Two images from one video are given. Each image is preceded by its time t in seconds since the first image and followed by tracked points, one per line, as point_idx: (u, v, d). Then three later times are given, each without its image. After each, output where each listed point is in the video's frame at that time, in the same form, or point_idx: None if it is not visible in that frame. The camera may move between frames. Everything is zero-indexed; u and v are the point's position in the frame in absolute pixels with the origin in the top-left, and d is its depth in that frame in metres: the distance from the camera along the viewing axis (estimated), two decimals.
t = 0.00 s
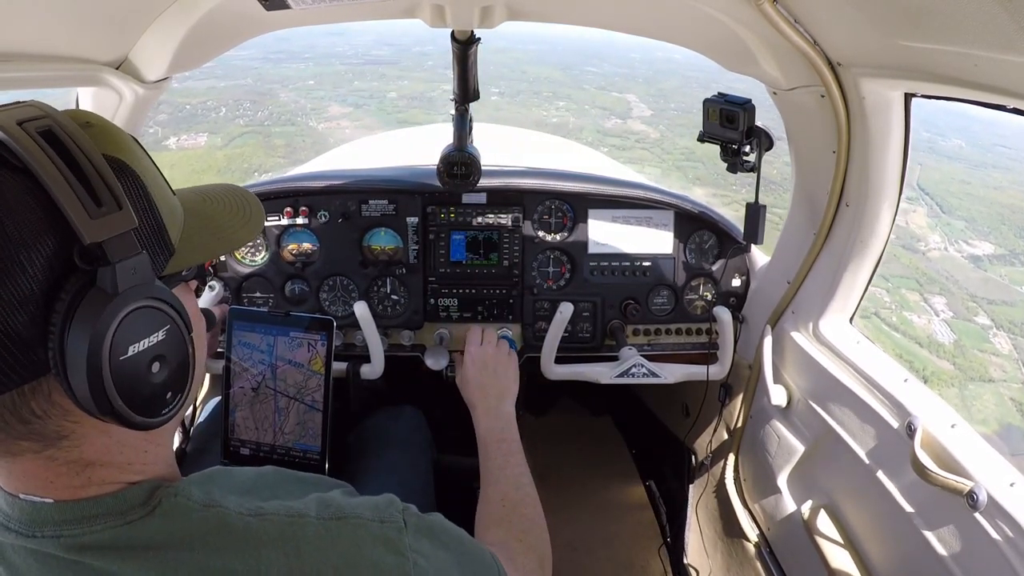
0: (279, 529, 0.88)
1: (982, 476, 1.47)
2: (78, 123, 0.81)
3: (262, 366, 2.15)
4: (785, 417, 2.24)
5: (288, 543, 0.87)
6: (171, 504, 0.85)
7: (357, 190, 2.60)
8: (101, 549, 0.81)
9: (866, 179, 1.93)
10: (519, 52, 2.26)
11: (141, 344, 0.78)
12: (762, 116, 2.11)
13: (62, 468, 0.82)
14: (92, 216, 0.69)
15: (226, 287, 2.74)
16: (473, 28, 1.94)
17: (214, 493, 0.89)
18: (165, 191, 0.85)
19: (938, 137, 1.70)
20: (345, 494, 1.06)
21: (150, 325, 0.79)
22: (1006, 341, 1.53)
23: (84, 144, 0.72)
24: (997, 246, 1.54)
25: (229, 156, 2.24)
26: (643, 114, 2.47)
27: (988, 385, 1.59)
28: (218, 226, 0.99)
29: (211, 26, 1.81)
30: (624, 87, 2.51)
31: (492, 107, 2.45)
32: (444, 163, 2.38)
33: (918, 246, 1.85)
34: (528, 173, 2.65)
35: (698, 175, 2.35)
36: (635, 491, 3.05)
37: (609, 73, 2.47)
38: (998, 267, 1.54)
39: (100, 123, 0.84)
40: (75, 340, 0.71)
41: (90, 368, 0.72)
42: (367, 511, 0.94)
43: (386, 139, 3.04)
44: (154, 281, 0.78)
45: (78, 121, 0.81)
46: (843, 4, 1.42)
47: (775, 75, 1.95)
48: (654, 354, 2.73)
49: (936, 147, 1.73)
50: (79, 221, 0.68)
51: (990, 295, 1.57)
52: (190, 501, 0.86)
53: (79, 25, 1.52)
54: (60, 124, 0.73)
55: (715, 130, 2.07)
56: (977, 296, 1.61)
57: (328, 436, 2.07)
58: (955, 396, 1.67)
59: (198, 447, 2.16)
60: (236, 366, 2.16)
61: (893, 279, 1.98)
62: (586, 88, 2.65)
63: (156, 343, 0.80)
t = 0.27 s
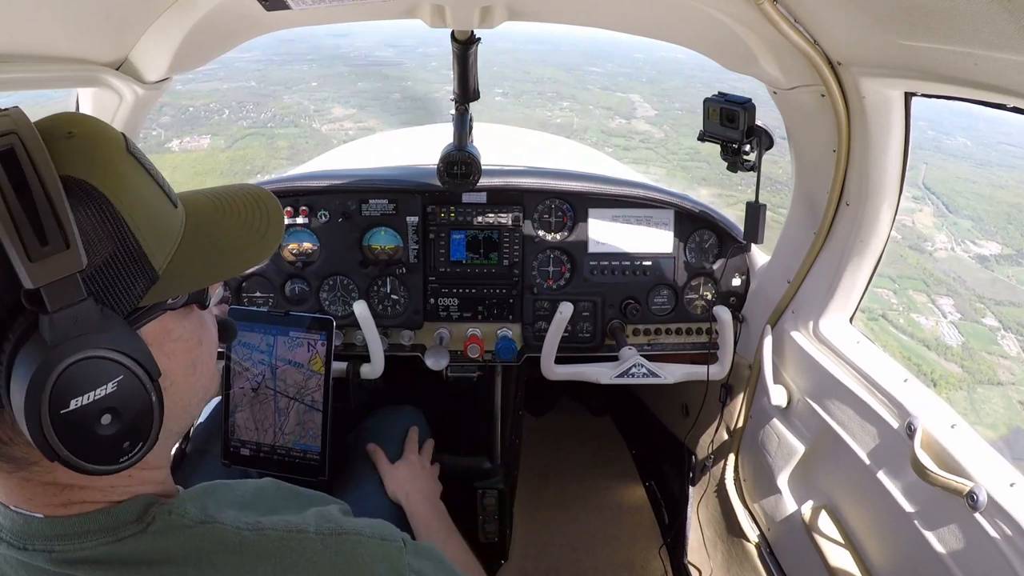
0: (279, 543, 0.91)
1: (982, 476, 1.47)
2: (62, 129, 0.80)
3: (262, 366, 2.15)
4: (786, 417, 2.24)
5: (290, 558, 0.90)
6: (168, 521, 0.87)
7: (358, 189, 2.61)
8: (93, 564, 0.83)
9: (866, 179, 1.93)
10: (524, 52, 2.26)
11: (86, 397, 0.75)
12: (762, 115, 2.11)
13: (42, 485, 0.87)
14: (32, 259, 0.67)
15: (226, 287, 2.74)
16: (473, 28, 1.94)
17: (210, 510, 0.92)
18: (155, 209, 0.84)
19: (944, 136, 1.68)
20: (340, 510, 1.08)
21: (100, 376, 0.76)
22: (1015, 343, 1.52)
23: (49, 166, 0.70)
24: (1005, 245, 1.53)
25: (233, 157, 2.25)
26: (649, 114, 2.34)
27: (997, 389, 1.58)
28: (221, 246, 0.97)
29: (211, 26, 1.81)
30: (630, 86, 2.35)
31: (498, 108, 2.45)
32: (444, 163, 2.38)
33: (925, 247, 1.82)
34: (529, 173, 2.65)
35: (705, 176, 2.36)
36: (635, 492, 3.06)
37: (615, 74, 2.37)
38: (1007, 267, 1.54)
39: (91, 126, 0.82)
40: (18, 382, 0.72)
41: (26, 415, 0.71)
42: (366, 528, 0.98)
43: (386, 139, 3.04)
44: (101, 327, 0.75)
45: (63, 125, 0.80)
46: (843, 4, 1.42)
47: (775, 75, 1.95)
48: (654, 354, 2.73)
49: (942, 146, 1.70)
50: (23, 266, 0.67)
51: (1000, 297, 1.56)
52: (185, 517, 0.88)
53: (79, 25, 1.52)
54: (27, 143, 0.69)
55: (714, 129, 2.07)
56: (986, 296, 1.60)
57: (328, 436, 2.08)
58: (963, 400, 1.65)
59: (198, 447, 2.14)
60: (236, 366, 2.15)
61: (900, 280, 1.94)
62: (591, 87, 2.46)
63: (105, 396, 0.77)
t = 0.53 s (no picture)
0: (279, 544, 0.96)
1: (983, 476, 1.47)
2: (71, 148, 0.81)
3: (262, 366, 2.15)
4: (786, 417, 2.24)
5: (293, 556, 0.96)
6: (169, 534, 0.91)
7: (357, 189, 2.61)
8: None
9: (867, 179, 1.93)
10: (531, 52, 2.25)
11: (85, 455, 0.75)
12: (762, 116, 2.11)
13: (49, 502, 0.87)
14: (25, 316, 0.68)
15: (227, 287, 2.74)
16: (473, 28, 1.94)
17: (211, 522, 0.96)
18: (169, 241, 0.85)
19: (949, 134, 1.66)
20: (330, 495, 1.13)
21: (101, 433, 0.76)
22: None
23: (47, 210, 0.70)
24: (1012, 245, 1.51)
25: (236, 159, 2.28)
26: (653, 115, 2.34)
27: (1006, 393, 1.54)
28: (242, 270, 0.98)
29: (211, 27, 1.81)
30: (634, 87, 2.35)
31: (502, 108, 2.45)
32: (444, 163, 2.38)
33: (932, 248, 1.79)
34: (529, 173, 2.65)
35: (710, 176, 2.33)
36: (635, 492, 3.06)
37: (619, 75, 2.36)
38: (1013, 268, 1.51)
39: (106, 148, 0.83)
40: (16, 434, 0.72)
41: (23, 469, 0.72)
42: (361, 519, 1.04)
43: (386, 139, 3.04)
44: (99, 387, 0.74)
45: (71, 147, 0.81)
46: (843, 4, 1.42)
47: (775, 75, 1.95)
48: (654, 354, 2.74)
49: (948, 145, 1.68)
50: (15, 323, 0.67)
51: (1008, 299, 1.53)
52: (187, 531, 0.92)
53: (79, 26, 1.52)
54: (27, 171, 0.69)
55: (715, 129, 2.07)
56: (993, 297, 1.58)
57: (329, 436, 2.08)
58: (972, 403, 1.63)
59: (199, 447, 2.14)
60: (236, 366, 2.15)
61: (908, 281, 1.90)
62: (596, 88, 2.49)
63: (106, 452, 0.76)
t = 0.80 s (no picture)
0: (277, 538, 0.96)
1: (982, 476, 1.47)
2: (92, 144, 0.81)
3: (262, 366, 2.14)
4: (785, 417, 2.24)
5: (291, 547, 0.96)
6: (169, 530, 0.91)
7: (357, 189, 2.61)
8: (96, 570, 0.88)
9: (867, 179, 1.93)
10: (531, 51, 2.25)
11: (91, 458, 0.76)
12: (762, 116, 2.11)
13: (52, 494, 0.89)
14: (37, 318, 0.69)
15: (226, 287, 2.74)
16: (473, 28, 1.94)
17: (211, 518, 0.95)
18: (189, 244, 0.85)
19: (951, 133, 1.65)
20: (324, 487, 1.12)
21: (107, 438, 0.77)
22: None
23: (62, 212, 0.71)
24: (1015, 245, 1.51)
25: (235, 158, 2.20)
26: (654, 113, 2.35)
27: (1011, 394, 1.54)
28: (259, 277, 0.99)
29: (211, 26, 1.81)
30: (635, 85, 2.35)
31: (502, 108, 2.45)
32: (444, 163, 2.38)
33: (936, 247, 1.78)
34: (529, 173, 2.65)
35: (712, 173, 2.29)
36: (635, 492, 3.07)
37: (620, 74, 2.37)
38: (1017, 267, 1.51)
39: (128, 147, 0.83)
40: (25, 433, 0.74)
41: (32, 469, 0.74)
42: (356, 507, 1.04)
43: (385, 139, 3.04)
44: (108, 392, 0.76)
45: (92, 144, 0.81)
46: (843, 4, 1.42)
47: (775, 75, 1.95)
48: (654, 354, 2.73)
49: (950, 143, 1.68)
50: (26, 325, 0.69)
51: (1011, 298, 1.53)
52: (188, 526, 0.92)
53: (79, 25, 1.52)
54: (44, 167, 0.71)
55: (714, 129, 2.07)
56: (997, 297, 1.57)
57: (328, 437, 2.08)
58: (978, 404, 1.62)
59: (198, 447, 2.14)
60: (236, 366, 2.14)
61: (912, 282, 1.89)
62: (598, 87, 2.49)
63: (113, 457, 0.78)
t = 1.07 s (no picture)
0: (270, 546, 0.96)
1: (983, 477, 1.47)
2: (74, 154, 0.81)
3: (262, 366, 2.14)
4: (785, 417, 2.24)
5: (285, 557, 0.96)
6: (162, 539, 0.92)
7: (358, 189, 2.61)
8: None
9: (867, 179, 1.93)
10: (529, 50, 2.25)
11: (74, 475, 0.78)
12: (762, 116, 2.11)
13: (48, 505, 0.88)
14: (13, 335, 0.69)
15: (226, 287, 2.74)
16: (473, 28, 1.94)
17: (204, 526, 0.96)
18: (171, 253, 0.85)
19: (951, 133, 1.65)
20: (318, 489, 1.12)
21: (89, 455, 0.78)
22: None
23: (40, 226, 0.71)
24: (1016, 245, 1.50)
25: (233, 159, 2.25)
26: (654, 113, 2.35)
27: (1015, 396, 1.53)
28: (247, 282, 0.98)
29: (211, 26, 1.81)
30: (636, 84, 2.35)
31: (501, 108, 2.46)
32: (444, 163, 2.38)
33: (938, 247, 1.77)
34: (529, 173, 2.65)
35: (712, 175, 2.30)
36: (635, 492, 3.06)
37: (620, 74, 2.37)
38: (1018, 267, 1.51)
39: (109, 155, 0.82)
40: (8, 448, 0.75)
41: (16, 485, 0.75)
42: (350, 512, 1.04)
43: (386, 139, 3.04)
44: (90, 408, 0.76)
45: (74, 153, 0.81)
46: (843, 4, 1.41)
47: (775, 75, 1.95)
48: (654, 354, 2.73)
49: (950, 143, 1.68)
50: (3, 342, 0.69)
51: (1013, 299, 1.52)
52: (180, 536, 0.93)
53: (79, 25, 1.52)
54: (22, 177, 0.71)
55: (714, 130, 2.07)
56: (999, 298, 1.57)
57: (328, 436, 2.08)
58: (981, 406, 1.61)
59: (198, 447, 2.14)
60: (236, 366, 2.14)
61: (912, 282, 1.89)
62: (597, 87, 2.50)
63: (96, 473, 0.79)
